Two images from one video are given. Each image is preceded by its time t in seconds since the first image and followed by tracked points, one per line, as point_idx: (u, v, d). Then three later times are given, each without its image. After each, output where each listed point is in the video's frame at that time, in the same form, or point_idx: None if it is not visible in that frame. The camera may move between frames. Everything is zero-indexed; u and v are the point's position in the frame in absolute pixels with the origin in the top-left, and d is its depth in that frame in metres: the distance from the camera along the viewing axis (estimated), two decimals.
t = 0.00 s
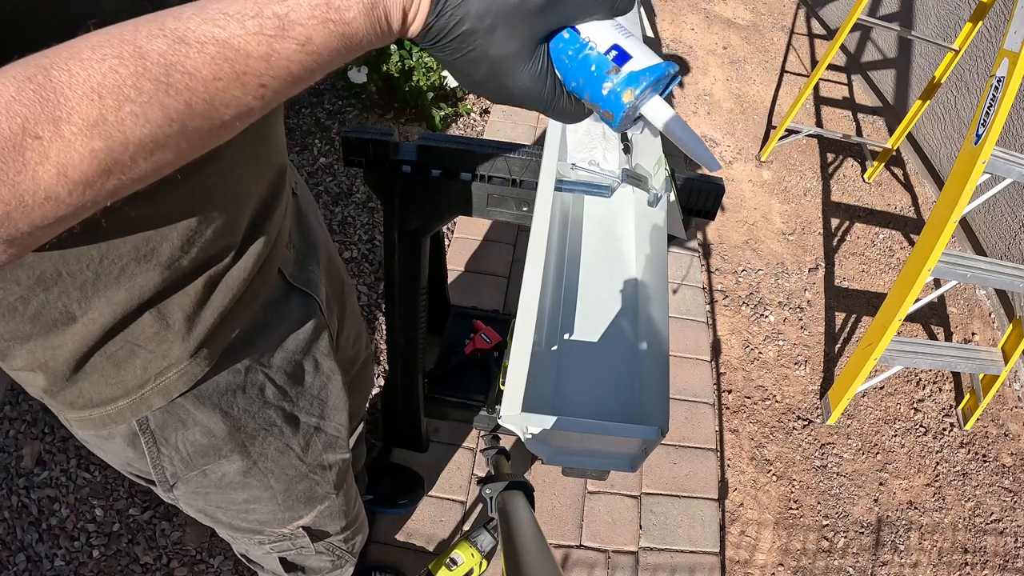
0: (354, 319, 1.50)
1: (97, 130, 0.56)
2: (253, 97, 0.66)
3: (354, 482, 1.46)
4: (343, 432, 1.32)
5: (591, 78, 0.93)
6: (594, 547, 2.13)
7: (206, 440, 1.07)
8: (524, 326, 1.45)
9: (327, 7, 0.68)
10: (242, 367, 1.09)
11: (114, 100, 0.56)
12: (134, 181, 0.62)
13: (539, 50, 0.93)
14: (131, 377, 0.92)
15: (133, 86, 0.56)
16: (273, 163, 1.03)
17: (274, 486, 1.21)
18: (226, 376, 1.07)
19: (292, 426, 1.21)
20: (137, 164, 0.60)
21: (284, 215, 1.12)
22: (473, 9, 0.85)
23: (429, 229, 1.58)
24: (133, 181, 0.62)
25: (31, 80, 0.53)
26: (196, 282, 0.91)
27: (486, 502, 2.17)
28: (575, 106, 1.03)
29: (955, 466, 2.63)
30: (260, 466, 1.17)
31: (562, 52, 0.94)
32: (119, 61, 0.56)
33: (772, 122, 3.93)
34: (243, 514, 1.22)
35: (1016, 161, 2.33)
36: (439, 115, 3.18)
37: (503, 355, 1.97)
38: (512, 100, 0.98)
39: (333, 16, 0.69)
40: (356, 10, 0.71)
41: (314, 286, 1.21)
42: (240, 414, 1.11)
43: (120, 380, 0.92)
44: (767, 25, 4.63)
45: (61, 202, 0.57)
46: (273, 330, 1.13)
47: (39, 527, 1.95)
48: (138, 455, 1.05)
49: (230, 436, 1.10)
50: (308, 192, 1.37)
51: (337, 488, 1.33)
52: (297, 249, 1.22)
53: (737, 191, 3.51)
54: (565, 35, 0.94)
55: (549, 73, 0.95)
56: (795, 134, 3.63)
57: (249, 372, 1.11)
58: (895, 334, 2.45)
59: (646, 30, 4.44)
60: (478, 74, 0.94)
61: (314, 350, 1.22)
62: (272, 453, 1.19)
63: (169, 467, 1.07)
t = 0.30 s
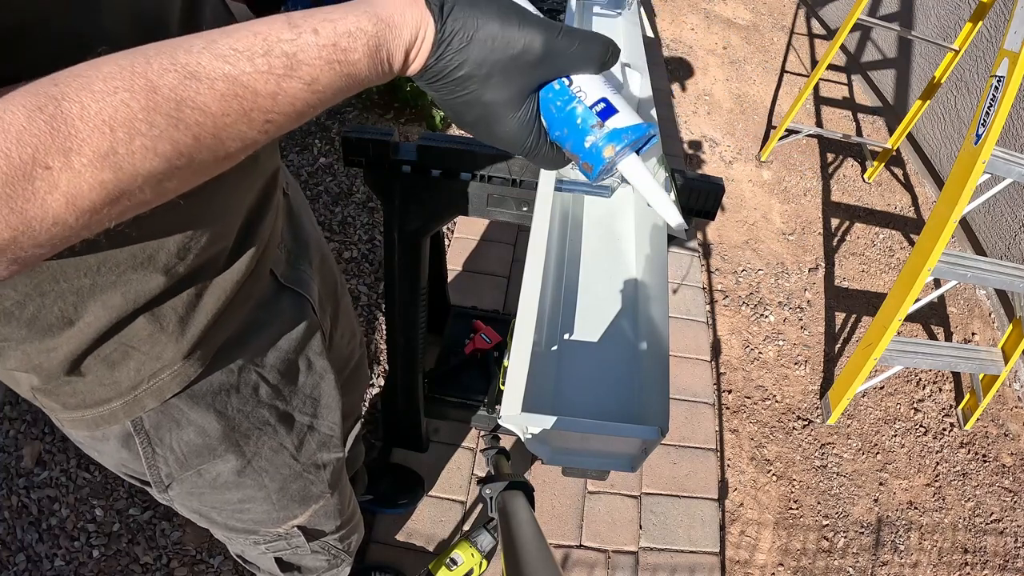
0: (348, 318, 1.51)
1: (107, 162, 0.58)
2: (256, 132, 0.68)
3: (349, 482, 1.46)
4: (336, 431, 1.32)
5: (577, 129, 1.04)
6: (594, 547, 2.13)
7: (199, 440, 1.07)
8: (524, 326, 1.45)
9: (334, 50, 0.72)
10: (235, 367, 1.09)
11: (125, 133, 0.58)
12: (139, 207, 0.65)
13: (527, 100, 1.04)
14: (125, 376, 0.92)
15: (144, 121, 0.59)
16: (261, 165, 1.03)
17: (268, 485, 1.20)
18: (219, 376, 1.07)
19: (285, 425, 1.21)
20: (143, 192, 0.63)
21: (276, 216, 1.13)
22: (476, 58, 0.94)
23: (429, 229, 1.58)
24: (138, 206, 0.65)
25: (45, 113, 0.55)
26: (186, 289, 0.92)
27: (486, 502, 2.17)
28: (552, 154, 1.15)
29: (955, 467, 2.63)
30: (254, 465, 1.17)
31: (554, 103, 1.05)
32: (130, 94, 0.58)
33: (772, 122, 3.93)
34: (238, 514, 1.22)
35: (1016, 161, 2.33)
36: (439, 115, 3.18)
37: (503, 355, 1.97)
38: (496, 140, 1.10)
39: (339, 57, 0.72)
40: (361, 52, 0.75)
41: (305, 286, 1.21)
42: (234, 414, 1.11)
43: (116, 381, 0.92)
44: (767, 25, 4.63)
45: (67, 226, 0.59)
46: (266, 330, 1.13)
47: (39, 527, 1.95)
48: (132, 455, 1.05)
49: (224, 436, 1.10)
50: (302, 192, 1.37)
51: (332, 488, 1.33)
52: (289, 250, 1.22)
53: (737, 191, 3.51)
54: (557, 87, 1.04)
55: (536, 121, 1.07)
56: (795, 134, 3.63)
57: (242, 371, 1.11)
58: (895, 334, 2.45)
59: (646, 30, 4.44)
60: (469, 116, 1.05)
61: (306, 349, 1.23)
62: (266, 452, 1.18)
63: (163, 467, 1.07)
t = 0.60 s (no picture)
0: (347, 319, 1.51)
1: (86, 174, 0.56)
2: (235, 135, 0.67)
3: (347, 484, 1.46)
4: (335, 432, 1.32)
5: (551, 116, 0.98)
6: (594, 547, 2.13)
7: (199, 443, 1.07)
8: (524, 326, 1.44)
9: (308, 49, 0.70)
10: (234, 369, 1.09)
11: (102, 143, 0.57)
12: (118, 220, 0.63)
13: (505, 93, 0.99)
14: (124, 380, 0.92)
15: (121, 131, 0.58)
16: (259, 170, 1.04)
17: (268, 488, 1.20)
18: (218, 379, 1.07)
19: (284, 427, 1.21)
20: (124, 203, 0.61)
21: (274, 218, 1.13)
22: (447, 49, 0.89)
23: (429, 229, 1.58)
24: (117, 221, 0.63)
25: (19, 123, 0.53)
26: (185, 292, 0.92)
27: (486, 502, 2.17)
28: (533, 150, 1.09)
29: (955, 467, 2.63)
30: (254, 468, 1.17)
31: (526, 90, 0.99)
32: (106, 104, 0.57)
33: (772, 122, 3.93)
34: (237, 516, 1.21)
35: (1016, 161, 2.33)
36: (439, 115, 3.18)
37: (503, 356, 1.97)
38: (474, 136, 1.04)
39: (313, 56, 0.71)
40: (335, 49, 0.73)
41: (303, 288, 1.21)
42: (233, 416, 1.11)
43: (115, 384, 0.92)
44: (767, 25, 4.63)
45: (51, 243, 0.57)
46: (264, 333, 1.13)
47: (39, 527, 1.95)
48: (130, 459, 1.04)
49: (224, 439, 1.10)
50: (299, 193, 1.37)
51: (332, 490, 1.33)
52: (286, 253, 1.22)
53: (737, 191, 3.51)
54: (531, 75, 0.99)
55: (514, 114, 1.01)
56: (795, 134, 3.62)
57: (241, 374, 1.11)
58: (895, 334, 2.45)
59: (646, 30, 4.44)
60: (445, 111, 1.00)
61: (304, 351, 1.23)
62: (265, 455, 1.18)
63: (163, 471, 1.07)
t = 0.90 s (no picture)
0: (347, 318, 1.51)
1: (37, 184, 0.54)
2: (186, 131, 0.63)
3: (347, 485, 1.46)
4: (333, 433, 1.32)
5: (529, 68, 0.89)
6: (594, 547, 2.13)
7: (198, 443, 1.07)
8: (524, 326, 1.45)
9: (254, 31, 0.65)
10: (233, 369, 1.10)
11: (49, 150, 0.54)
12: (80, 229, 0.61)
13: (480, 58, 0.91)
14: (122, 380, 0.92)
15: (67, 137, 0.55)
16: (260, 172, 1.04)
17: (266, 489, 1.20)
18: (217, 378, 1.07)
19: (283, 427, 1.21)
20: (81, 211, 0.59)
21: (274, 219, 1.13)
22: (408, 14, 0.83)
23: (429, 229, 1.58)
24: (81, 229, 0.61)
25: None
26: (182, 292, 0.93)
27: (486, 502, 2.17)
28: (517, 123, 1.01)
29: (955, 466, 2.63)
30: (252, 468, 1.17)
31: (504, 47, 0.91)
32: (53, 110, 0.54)
33: (772, 122, 3.93)
34: (236, 516, 1.21)
35: (1016, 161, 2.33)
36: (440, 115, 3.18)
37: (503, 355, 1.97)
38: (454, 112, 0.96)
39: (260, 40, 0.66)
40: (284, 29, 0.67)
41: (303, 288, 1.21)
42: (232, 416, 1.11)
43: (113, 382, 0.92)
44: (767, 25, 4.63)
45: (10, 257, 0.55)
46: (263, 333, 1.13)
47: (39, 527, 1.95)
48: (129, 458, 1.04)
49: (222, 439, 1.10)
50: (299, 193, 1.37)
51: (330, 491, 1.33)
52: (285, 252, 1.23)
53: (737, 191, 3.51)
54: (509, 32, 0.91)
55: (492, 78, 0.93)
56: (794, 134, 3.62)
57: (240, 373, 1.11)
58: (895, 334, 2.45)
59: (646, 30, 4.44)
60: (420, 87, 0.92)
61: (302, 352, 1.22)
62: (263, 455, 1.18)
63: (161, 471, 1.07)
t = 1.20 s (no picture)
0: (347, 318, 1.51)
1: (42, 202, 0.56)
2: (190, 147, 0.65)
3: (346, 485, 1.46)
4: (334, 432, 1.32)
5: (523, 95, 0.90)
6: (594, 547, 2.13)
7: (198, 441, 1.07)
8: (524, 326, 1.44)
9: (258, 51, 0.67)
10: (233, 368, 1.09)
11: (55, 168, 0.56)
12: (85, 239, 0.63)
13: (478, 81, 0.91)
14: (124, 377, 0.92)
15: (72, 155, 0.57)
16: (262, 173, 1.04)
17: (266, 487, 1.20)
18: (218, 376, 1.07)
19: (283, 426, 1.21)
20: (86, 225, 0.61)
21: (276, 219, 1.13)
22: (407, 38, 0.83)
23: (429, 229, 1.58)
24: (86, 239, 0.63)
25: None
26: (184, 291, 0.93)
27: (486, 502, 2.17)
28: (513, 141, 1.02)
29: (955, 467, 2.63)
30: (252, 466, 1.17)
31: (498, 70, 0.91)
32: (57, 129, 0.56)
33: (772, 122, 3.93)
34: (235, 515, 1.21)
35: (1016, 161, 2.33)
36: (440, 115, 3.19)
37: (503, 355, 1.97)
38: (451, 130, 0.96)
39: (264, 60, 0.68)
40: (287, 50, 0.69)
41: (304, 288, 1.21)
42: (232, 415, 1.11)
43: (113, 381, 0.92)
44: (767, 25, 4.63)
45: (18, 268, 0.58)
46: (264, 332, 1.13)
47: (39, 527, 1.95)
48: (130, 454, 1.04)
49: (222, 437, 1.10)
50: (300, 192, 1.37)
51: (330, 490, 1.33)
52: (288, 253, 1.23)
53: (737, 191, 3.51)
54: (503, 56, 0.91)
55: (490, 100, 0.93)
56: (794, 134, 3.62)
57: (240, 372, 1.11)
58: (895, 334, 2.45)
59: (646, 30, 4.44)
60: (418, 106, 0.92)
61: (302, 351, 1.22)
62: (263, 454, 1.18)
63: (161, 468, 1.07)
